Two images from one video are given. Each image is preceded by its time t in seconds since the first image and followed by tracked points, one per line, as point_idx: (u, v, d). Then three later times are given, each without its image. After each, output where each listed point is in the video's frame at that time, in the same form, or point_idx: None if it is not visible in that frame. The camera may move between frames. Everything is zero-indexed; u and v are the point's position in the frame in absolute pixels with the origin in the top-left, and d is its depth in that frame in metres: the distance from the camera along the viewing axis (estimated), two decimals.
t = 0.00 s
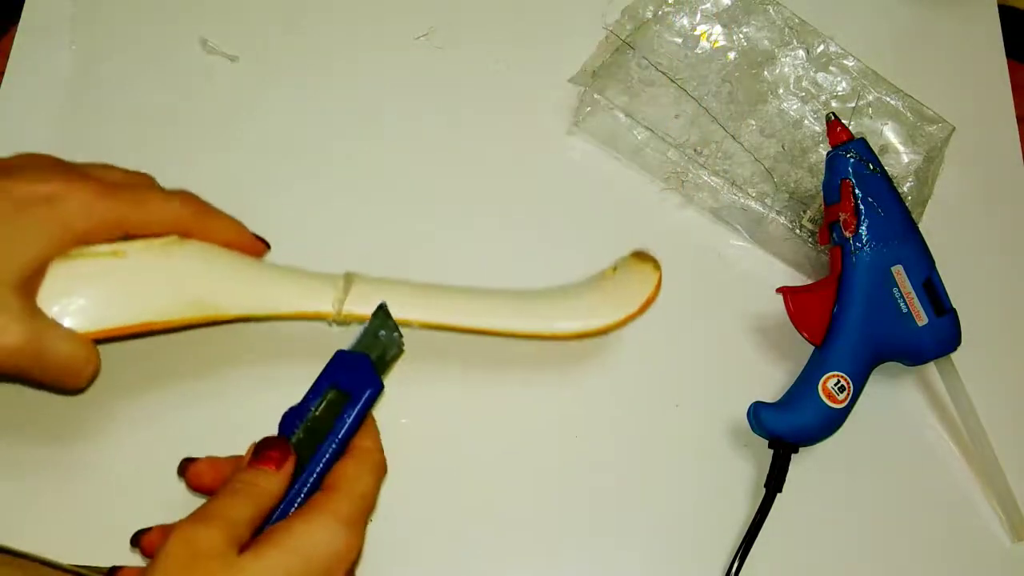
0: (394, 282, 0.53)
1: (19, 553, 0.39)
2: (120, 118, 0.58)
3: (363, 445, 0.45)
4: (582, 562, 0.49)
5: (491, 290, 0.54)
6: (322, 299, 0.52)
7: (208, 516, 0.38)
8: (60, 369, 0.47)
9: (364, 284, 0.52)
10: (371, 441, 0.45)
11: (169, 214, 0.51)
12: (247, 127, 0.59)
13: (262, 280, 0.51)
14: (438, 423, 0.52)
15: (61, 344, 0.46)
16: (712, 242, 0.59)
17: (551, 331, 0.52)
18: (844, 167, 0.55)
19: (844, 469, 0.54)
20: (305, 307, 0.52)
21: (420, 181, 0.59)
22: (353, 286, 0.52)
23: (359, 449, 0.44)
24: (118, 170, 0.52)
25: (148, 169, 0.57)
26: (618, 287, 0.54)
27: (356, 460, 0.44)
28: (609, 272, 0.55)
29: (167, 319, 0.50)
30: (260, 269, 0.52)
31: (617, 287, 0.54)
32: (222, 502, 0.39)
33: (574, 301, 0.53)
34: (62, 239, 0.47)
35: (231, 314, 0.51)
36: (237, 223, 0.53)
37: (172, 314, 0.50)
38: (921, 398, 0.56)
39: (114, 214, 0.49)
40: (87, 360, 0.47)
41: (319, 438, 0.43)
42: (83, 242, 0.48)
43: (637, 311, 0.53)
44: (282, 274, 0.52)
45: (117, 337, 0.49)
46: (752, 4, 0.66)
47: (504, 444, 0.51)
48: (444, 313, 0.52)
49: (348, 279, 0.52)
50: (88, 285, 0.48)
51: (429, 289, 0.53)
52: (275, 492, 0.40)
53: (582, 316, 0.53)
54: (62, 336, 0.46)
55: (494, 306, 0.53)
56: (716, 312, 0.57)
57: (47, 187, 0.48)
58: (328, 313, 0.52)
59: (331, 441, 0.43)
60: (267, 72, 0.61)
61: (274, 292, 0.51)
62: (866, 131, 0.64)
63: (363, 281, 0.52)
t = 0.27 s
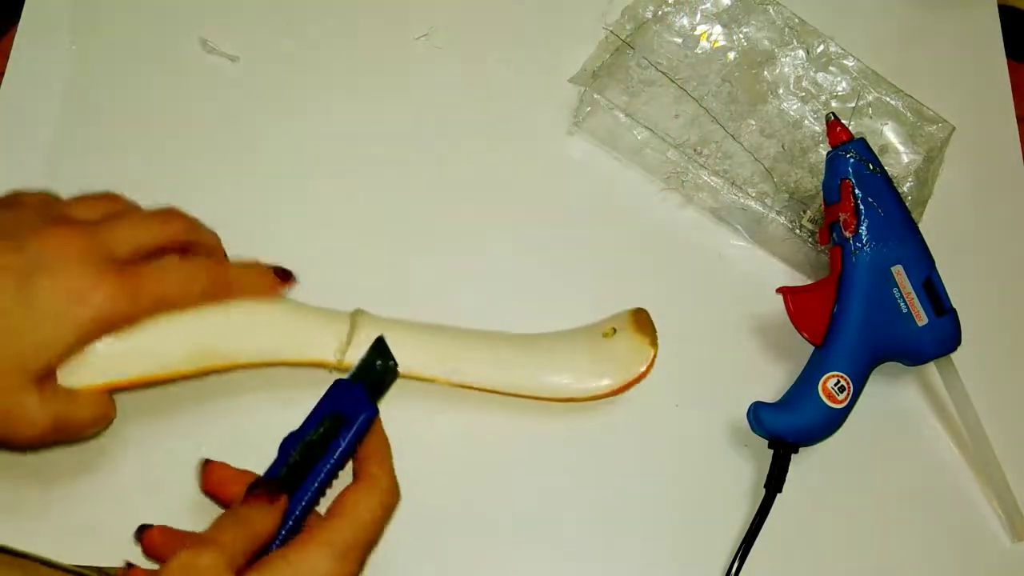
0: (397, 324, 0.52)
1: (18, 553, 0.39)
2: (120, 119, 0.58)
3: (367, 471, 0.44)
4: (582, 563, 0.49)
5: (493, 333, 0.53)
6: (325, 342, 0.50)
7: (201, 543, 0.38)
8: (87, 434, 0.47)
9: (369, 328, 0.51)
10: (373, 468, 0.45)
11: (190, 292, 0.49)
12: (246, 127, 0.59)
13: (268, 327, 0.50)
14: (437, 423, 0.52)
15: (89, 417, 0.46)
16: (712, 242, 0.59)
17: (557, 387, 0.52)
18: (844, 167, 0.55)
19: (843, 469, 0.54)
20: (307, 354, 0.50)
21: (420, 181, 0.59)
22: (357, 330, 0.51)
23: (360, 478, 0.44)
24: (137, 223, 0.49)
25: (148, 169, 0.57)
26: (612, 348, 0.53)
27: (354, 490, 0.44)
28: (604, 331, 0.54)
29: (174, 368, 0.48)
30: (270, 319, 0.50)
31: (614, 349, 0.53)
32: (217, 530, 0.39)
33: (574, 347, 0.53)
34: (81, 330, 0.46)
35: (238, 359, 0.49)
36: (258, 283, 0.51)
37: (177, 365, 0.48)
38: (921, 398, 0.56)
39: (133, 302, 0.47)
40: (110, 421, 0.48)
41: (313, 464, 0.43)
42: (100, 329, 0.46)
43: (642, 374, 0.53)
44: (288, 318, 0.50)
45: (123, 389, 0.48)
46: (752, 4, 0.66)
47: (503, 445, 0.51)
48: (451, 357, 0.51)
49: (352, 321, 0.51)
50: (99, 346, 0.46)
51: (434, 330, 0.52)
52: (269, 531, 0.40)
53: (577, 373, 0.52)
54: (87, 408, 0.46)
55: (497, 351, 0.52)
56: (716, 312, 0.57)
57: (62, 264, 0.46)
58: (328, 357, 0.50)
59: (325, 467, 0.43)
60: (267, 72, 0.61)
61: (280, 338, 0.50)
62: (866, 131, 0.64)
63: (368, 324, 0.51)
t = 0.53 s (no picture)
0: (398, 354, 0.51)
1: (17, 553, 0.39)
2: (120, 119, 0.58)
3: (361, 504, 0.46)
4: (582, 563, 0.49)
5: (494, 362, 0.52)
6: (325, 373, 0.50)
7: None
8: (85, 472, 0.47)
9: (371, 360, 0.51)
10: (368, 504, 0.46)
11: (188, 338, 0.47)
12: (246, 127, 0.59)
13: (266, 360, 0.49)
14: (438, 423, 0.52)
15: (87, 455, 0.46)
16: (712, 242, 0.59)
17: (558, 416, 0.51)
18: (844, 168, 0.55)
19: (843, 468, 0.54)
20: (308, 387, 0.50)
21: (419, 181, 0.59)
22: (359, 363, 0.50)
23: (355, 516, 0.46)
24: (139, 262, 0.48)
25: (148, 169, 0.57)
26: (613, 373, 0.52)
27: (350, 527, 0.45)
28: (609, 355, 0.53)
29: (172, 407, 0.48)
30: (267, 353, 0.50)
31: (616, 376, 0.52)
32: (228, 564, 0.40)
33: (575, 376, 0.52)
34: (75, 372, 0.45)
35: (234, 396, 0.49)
36: (258, 326, 0.49)
37: (184, 402, 0.48)
38: (921, 398, 0.56)
39: (125, 345, 0.46)
40: (110, 459, 0.47)
41: (309, 499, 0.44)
42: (96, 368, 0.45)
43: (639, 406, 0.52)
44: (287, 350, 0.50)
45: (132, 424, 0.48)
46: (752, 4, 0.66)
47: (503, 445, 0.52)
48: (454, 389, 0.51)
49: (353, 352, 0.51)
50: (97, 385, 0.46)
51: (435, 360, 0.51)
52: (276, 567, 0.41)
53: (578, 402, 0.51)
54: (85, 447, 0.46)
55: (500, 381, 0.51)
56: (716, 312, 0.57)
57: (61, 304, 0.45)
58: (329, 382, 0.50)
59: (322, 502, 0.45)
60: (267, 73, 0.61)
61: (279, 372, 0.50)
62: (866, 131, 0.64)
63: (369, 357, 0.51)
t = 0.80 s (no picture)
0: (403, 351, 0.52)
1: (19, 552, 0.39)
2: (121, 120, 0.59)
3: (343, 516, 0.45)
4: (582, 562, 0.50)
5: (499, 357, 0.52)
6: (333, 373, 0.50)
7: None
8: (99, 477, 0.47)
9: (377, 357, 0.51)
10: (350, 518, 0.45)
11: (195, 339, 0.47)
12: (246, 128, 0.59)
13: (272, 360, 0.49)
14: (437, 423, 0.52)
15: (101, 459, 0.46)
16: (712, 242, 0.59)
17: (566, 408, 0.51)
18: (844, 168, 0.55)
19: (843, 469, 0.54)
20: (315, 385, 0.50)
21: (419, 181, 0.59)
22: (364, 359, 0.51)
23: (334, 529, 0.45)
24: (147, 266, 0.48)
25: (149, 170, 0.57)
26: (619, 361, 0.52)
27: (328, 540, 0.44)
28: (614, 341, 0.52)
29: (181, 411, 0.48)
30: (273, 354, 0.49)
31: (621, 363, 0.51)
32: None
33: (581, 366, 0.52)
34: (87, 375, 0.45)
35: (242, 398, 0.49)
36: (265, 327, 0.49)
37: (195, 405, 0.48)
38: (920, 399, 0.56)
39: (134, 348, 0.46)
40: (122, 465, 0.47)
41: (296, 510, 0.44)
42: (107, 372, 0.45)
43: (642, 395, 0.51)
44: (294, 350, 0.50)
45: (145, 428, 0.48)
46: (752, 4, 0.66)
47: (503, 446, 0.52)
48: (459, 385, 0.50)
49: (360, 351, 0.51)
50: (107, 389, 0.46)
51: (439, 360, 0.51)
52: None
53: (584, 398, 0.51)
54: (98, 451, 0.46)
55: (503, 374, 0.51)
56: (716, 312, 0.57)
57: (71, 309, 0.46)
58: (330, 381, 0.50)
59: (306, 514, 0.44)
60: (267, 74, 0.61)
61: (286, 372, 0.49)
62: (866, 132, 0.64)
63: (374, 354, 0.51)
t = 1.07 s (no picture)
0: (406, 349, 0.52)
1: (21, 551, 0.39)
2: (121, 120, 0.58)
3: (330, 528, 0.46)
4: (582, 562, 0.50)
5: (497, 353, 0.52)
6: (339, 371, 0.50)
7: None
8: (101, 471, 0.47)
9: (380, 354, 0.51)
10: (336, 531, 0.46)
11: (201, 332, 0.47)
12: (246, 128, 0.59)
13: (278, 357, 0.49)
14: (438, 423, 0.52)
15: (106, 454, 0.46)
16: (712, 242, 0.59)
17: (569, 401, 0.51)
18: (844, 168, 0.55)
19: (843, 469, 0.54)
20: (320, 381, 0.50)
21: (419, 181, 0.59)
22: (366, 356, 0.51)
23: (320, 541, 0.45)
24: (153, 259, 0.48)
25: (149, 170, 0.57)
26: (622, 356, 0.52)
27: (313, 550, 0.45)
28: (615, 339, 0.53)
29: (186, 406, 0.48)
30: (280, 351, 0.50)
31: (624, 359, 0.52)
32: None
33: (581, 361, 0.52)
34: (93, 363, 0.45)
35: (248, 395, 0.49)
36: (271, 323, 0.49)
37: (201, 399, 0.48)
38: (920, 399, 0.56)
39: (140, 337, 0.46)
40: (125, 461, 0.47)
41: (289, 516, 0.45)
42: (113, 361, 0.45)
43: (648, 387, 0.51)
44: (300, 349, 0.50)
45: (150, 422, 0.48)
46: (752, 4, 0.66)
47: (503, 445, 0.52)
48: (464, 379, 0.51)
49: (363, 349, 0.51)
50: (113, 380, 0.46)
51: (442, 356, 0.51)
52: None
53: (588, 388, 0.51)
54: (102, 444, 0.46)
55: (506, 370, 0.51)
56: (716, 312, 0.57)
57: (78, 297, 0.45)
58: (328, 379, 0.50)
59: (297, 522, 0.45)
60: (266, 74, 0.61)
61: (291, 370, 0.49)
62: (866, 132, 0.64)
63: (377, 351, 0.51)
